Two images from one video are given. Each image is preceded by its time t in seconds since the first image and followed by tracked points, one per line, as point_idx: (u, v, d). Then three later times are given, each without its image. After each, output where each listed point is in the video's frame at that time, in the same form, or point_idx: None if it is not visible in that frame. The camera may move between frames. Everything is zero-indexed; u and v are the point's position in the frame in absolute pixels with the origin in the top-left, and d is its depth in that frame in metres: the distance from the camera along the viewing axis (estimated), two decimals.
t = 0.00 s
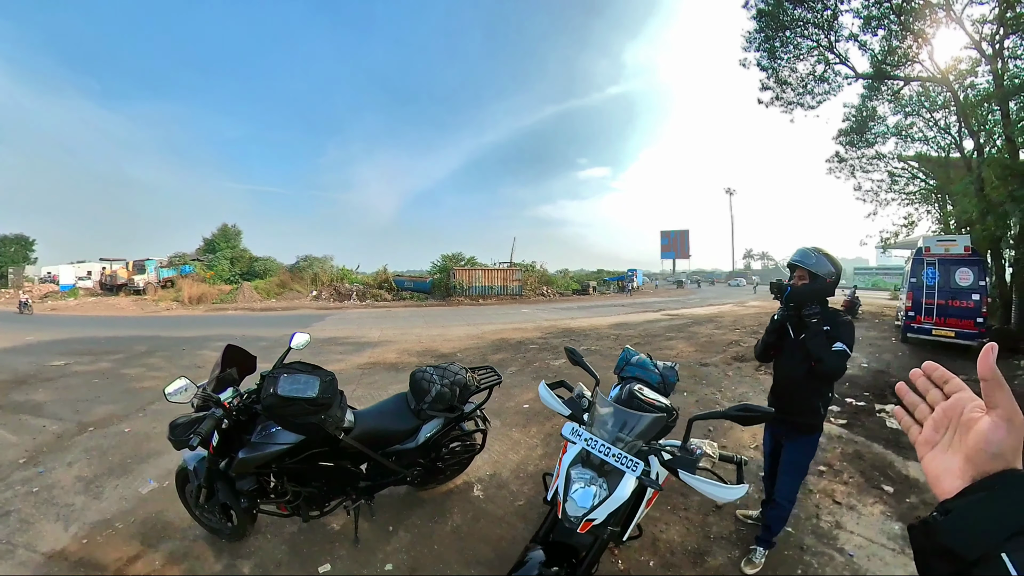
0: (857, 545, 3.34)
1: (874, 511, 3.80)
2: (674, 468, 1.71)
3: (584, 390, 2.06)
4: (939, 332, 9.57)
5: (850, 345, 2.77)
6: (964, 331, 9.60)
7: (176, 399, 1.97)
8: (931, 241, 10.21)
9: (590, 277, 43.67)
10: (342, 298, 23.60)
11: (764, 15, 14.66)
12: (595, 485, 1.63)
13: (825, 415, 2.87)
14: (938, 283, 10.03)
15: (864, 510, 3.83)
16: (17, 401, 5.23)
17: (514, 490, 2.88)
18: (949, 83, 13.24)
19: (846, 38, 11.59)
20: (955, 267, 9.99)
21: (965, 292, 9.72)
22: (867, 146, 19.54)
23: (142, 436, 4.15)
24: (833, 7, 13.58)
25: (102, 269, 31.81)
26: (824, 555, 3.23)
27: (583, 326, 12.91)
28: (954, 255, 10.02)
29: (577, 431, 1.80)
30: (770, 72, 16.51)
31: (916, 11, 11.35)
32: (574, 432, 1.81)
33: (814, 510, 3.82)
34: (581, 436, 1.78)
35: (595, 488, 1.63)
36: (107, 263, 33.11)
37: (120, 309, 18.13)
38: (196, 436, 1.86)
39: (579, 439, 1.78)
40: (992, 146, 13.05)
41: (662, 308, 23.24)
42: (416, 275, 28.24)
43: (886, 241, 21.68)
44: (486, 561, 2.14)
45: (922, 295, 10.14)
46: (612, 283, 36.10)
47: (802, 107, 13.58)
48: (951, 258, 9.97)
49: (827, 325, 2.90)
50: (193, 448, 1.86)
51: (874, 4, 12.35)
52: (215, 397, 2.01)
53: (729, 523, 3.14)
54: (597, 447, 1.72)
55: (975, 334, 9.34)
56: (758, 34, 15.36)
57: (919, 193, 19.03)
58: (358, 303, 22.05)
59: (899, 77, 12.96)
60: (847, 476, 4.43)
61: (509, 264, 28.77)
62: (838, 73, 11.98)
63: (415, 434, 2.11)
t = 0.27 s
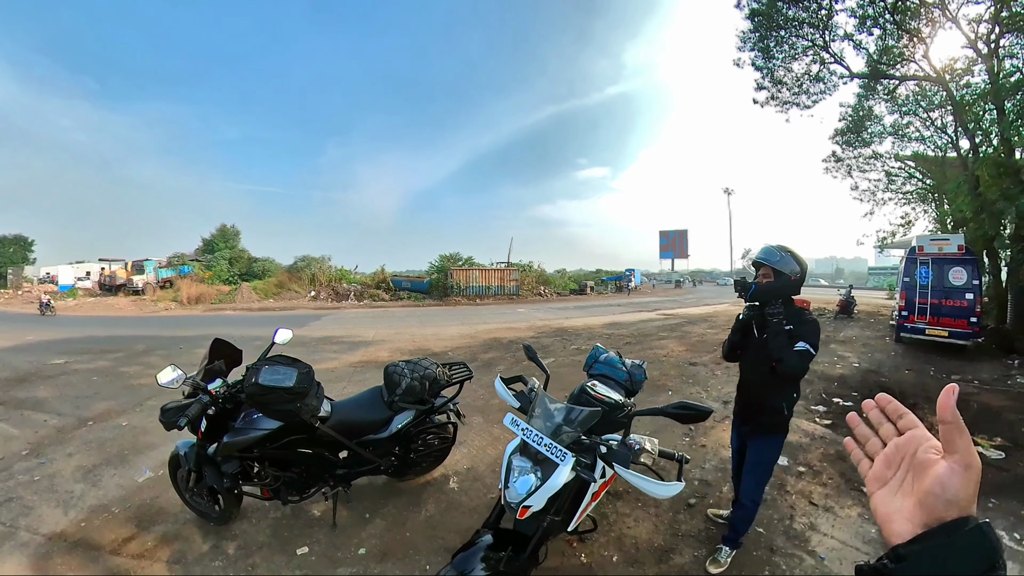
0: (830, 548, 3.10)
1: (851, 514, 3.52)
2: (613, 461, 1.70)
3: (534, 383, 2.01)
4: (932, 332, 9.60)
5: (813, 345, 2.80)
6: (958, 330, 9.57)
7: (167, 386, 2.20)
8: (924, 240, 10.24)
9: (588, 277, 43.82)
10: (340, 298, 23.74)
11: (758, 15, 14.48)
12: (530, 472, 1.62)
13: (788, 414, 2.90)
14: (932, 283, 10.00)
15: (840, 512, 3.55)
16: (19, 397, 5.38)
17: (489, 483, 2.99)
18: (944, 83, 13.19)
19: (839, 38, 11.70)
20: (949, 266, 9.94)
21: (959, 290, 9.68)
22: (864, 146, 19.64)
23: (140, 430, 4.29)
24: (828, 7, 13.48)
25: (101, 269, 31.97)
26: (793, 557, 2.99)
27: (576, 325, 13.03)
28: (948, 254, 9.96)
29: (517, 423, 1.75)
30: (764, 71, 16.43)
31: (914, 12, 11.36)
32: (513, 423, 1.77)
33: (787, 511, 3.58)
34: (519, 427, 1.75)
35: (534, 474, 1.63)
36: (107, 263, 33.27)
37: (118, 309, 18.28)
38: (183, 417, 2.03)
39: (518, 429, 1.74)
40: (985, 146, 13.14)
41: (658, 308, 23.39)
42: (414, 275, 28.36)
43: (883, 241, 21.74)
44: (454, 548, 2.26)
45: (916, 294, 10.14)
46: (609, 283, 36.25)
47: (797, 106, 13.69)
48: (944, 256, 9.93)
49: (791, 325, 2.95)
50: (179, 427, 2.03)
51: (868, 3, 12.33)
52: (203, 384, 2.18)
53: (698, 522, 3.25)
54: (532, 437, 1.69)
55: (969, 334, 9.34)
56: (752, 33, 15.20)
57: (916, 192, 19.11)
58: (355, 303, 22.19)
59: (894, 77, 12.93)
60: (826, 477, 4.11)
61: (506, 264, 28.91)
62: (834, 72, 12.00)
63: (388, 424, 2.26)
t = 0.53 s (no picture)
0: (813, 552, 3.17)
1: (837, 517, 3.59)
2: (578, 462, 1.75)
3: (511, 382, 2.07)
4: (928, 332, 9.65)
5: (790, 347, 2.86)
6: (954, 331, 9.61)
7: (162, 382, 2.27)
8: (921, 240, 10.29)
9: (587, 277, 43.90)
10: (339, 298, 23.82)
11: (754, 15, 14.54)
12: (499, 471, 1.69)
13: (768, 416, 2.96)
14: (928, 283, 10.05)
15: (826, 515, 3.62)
16: (19, 397, 5.45)
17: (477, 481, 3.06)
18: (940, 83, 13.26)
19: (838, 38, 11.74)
20: (946, 266, 9.96)
21: (955, 291, 9.72)
22: (862, 146, 19.70)
23: (138, 428, 4.36)
24: (824, 7, 13.54)
25: (100, 269, 32.01)
26: (776, 560, 3.06)
27: (573, 326, 13.09)
28: (945, 254, 9.98)
29: (487, 423, 1.82)
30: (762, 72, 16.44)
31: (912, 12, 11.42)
32: (483, 421, 1.83)
33: (772, 513, 3.64)
34: (489, 425, 1.81)
35: (502, 472, 1.69)
36: (106, 264, 33.31)
37: (117, 309, 18.34)
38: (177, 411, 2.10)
39: (487, 427, 1.81)
40: (983, 146, 13.19)
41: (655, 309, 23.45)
42: (412, 276, 28.42)
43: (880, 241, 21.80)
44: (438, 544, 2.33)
45: (912, 294, 10.19)
46: (608, 283, 36.31)
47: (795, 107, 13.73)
48: (940, 257, 9.98)
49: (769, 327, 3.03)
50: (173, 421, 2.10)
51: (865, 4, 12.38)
52: (196, 382, 2.26)
53: (682, 523, 3.32)
54: (500, 435, 1.75)
55: (965, 334, 9.38)
56: (749, 34, 15.27)
57: (914, 192, 19.16)
58: (353, 303, 22.25)
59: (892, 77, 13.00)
60: (814, 479, 4.18)
61: (505, 264, 28.98)
62: (831, 73, 12.03)
63: (375, 422, 2.32)
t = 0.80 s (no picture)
0: (808, 551, 3.19)
1: (833, 516, 3.61)
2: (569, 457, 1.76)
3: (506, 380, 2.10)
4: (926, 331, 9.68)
5: (781, 344, 2.90)
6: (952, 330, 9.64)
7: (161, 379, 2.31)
8: (919, 240, 10.34)
9: (586, 276, 43.97)
10: (338, 298, 23.84)
11: (753, 15, 14.57)
12: (489, 466, 1.72)
13: (761, 413, 2.98)
14: (926, 282, 10.08)
15: (822, 514, 3.64)
16: (19, 396, 5.46)
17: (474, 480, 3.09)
18: (938, 83, 13.32)
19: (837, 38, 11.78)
20: (944, 266, 9.98)
21: (953, 289, 9.75)
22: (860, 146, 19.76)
23: (136, 427, 4.38)
24: (823, 7, 13.57)
25: (98, 270, 32.04)
26: (771, 559, 3.09)
27: (570, 325, 13.11)
28: (943, 253, 10.00)
29: (478, 419, 1.84)
30: (760, 72, 16.45)
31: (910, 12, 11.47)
32: (475, 418, 1.85)
33: (768, 512, 3.67)
34: (480, 422, 1.83)
35: (493, 468, 1.72)
36: (104, 264, 33.34)
37: (116, 309, 18.36)
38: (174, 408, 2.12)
39: (478, 424, 1.84)
40: (981, 145, 13.24)
41: (654, 308, 23.51)
42: (412, 276, 28.47)
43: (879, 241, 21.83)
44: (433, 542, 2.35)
45: (910, 293, 10.24)
46: (607, 283, 36.36)
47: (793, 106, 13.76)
48: (938, 256, 10.01)
49: (759, 325, 3.06)
50: (171, 418, 2.12)
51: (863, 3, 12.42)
52: (194, 380, 2.29)
53: (677, 521, 3.34)
54: (490, 431, 1.77)
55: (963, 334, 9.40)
56: (748, 34, 15.30)
57: (913, 192, 19.21)
58: (352, 303, 22.30)
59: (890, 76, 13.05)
60: (811, 478, 4.21)
61: (504, 264, 29.02)
62: (829, 72, 12.09)
63: (370, 420, 2.35)
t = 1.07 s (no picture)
0: (810, 551, 3.18)
1: (835, 517, 3.59)
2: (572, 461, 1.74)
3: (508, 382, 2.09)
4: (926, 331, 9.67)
5: (781, 344, 2.87)
6: (952, 330, 9.64)
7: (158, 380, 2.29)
8: (918, 240, 10.33)
9: (586, 276, 43.98)
10: (337, 298, 23.81)
11: (753, 15, 14.55)
12: (493, 470, 1.70)
13: (761, 414, 2.95)
14: (926, 282, 10.08)
15: (824, 515, 3.63)
16: (17, 397, 5.45)
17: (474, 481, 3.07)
18: (939, 83, 13.32)
19: (837, 38, 11.75)
20: (943, 266, 9.97)
21: (953, 289, 9.75)
22: (859, 146, 19.76)
23: (135, 428, 4.36)
24: (823, 7, 13.57)
25: (98, 270, 31.99)
26: (772, 560, 3.07)
27: (570, 325, 13.10)
28: (942, 253, 10.00)
29: (481, 422, 1.82)
30: (760, 72, 16.44)
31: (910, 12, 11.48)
32: (478, 421, 1.83)
33: (770, 513, 3.65)
34: (482, 424, 1.82)
35: (495, 471, 1.70)
36: (104, 264, 33.29)
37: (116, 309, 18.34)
38: (172, 410, 2.11)
39: (480, 426, 1.82)
40: (981, 145, 13.23)
41: (653, 308, 23.51)
42: (411, 276, 28.44)
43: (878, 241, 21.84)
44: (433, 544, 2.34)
45: (910, 293, 10.23)
46: (607, 283, 36.34)
47: (793, 106, 13.74)
48: (938, 255, 10.00)
49: (760, 325, 3.04)
50: (168, 420, 2.10)
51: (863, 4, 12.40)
52: (193, 381, 2.27)
53: (678, 523, 3.33)
54: (493, 434, 1.75)
55: (963, 334, 9.39)
56: (747, 34, 15.29)
57: (912, 192, 19.21)
58: (352, 303, 22.28)
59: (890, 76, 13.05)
60: (812, 478, 4.19)
61: (504, 264, 29.00)
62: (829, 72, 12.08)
63: (370, 422, 2.33)
